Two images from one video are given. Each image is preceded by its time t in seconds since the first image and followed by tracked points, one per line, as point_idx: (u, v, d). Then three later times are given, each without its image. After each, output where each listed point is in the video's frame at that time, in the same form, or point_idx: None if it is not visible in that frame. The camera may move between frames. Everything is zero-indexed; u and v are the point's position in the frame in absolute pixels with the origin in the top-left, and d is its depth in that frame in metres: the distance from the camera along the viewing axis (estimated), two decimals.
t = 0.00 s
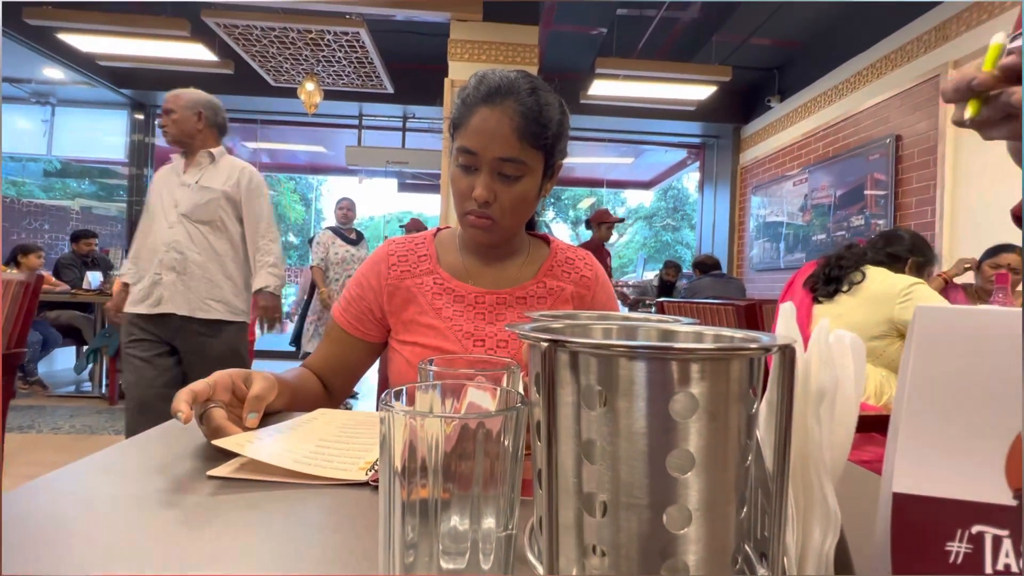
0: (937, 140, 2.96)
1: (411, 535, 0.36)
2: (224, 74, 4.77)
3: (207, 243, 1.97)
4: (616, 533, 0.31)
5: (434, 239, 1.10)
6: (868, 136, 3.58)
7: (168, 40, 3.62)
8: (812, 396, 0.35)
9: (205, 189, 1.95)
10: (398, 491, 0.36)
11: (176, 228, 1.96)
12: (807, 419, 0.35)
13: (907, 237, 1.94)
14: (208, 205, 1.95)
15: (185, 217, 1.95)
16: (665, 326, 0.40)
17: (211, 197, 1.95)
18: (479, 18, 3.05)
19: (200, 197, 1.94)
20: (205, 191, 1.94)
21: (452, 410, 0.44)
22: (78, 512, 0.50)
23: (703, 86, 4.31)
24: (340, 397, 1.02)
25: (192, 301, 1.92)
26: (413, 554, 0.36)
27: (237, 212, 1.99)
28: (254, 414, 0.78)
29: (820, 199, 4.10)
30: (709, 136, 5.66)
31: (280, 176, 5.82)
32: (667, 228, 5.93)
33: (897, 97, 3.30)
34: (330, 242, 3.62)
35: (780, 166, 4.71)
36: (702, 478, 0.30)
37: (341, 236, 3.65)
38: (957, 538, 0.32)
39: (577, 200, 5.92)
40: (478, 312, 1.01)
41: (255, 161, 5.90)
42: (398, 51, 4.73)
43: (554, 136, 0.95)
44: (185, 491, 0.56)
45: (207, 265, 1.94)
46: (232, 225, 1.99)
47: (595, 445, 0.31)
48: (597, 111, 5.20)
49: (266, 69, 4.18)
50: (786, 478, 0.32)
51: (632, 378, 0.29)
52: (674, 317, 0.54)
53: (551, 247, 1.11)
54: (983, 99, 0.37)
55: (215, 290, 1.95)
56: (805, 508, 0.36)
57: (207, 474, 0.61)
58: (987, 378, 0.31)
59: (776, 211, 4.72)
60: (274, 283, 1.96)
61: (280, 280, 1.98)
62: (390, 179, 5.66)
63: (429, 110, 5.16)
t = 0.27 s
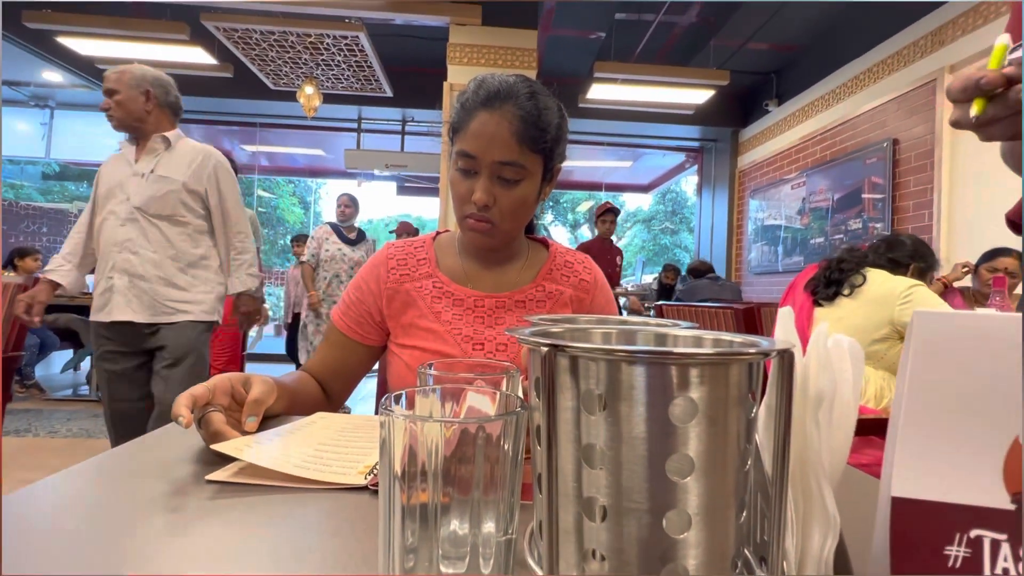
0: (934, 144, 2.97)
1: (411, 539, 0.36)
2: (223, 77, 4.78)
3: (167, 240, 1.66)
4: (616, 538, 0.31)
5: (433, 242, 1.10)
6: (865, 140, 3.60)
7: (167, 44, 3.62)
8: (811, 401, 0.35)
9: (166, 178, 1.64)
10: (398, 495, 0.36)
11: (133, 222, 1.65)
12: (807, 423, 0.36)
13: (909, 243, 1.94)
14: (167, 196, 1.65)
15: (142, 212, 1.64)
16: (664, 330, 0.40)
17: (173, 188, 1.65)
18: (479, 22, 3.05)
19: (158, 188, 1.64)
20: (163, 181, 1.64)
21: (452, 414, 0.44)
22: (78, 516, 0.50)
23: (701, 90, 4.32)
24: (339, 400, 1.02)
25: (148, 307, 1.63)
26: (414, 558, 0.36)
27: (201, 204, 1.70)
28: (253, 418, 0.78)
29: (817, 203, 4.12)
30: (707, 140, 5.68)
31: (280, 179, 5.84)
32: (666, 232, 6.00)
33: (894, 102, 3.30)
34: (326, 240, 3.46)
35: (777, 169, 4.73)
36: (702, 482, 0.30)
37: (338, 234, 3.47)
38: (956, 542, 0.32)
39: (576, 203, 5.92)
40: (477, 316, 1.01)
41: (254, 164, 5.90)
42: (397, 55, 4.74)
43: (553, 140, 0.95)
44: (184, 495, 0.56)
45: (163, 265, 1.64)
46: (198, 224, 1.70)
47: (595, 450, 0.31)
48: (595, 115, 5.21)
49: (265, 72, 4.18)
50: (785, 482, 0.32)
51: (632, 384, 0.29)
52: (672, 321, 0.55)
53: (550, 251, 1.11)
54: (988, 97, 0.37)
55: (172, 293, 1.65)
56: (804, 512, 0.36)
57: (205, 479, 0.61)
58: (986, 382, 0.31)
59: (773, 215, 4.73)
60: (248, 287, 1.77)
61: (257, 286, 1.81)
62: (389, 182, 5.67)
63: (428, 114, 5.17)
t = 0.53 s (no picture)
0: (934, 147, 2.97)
1: (413, 542, 0.36)
2: (223, 78, 4.78)
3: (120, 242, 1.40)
4: (619, 541, 0.31)
5: (434, 243, 1.10)
6: (865, 142, 3.60)
7: (167, 43, 3.61)
8: (813, 404, 0.35)
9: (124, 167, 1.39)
10: (400, 498, 0.36)
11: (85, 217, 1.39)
12: (809, 426, 0.36)
13: (910, 244, 1.95)
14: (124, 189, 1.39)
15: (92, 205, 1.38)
16: (666, 333, 0.40)
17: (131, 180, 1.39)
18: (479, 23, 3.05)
19: (115, 178, 1.39)
20: (118, 171, 1.39)
21: (453, 416, 0.44)
22: (80, 516, 0.50)
23: (702, 91, 4.32)
24: (339, 402, 1.02)
25: (95, 317, 1.40)
26: (415, 561, 0.36)
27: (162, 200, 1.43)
28: (253, 419, 0.78)
29: (817, 204, 4.12)
30: (707, 142, 5.67)
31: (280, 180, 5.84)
32: (666, 233, 6.04)
33: (894, 104, 3.31)
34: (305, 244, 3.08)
35: (778, 171, 4.73)
36: (705, 485, 0.30)
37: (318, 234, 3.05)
38: (959, 546, 0.32)
39: (576, 204, 5.93)
40: (478, 317, 1.01)
41: (254, 165, 5.90)
42: (397, 56, 4.75)
43: (555, 142, 0.95)
44: (184, 496, 0.56)
45: (107, 269, 1.40)
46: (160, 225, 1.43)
47: (598, 453, 0.31)
48: (596, 117, 5.21)
49: (265, 73, 4.18)
50: (787, 485, 0.32)
51: (634, 386, 0.29)
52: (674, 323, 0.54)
53: (551, 252, 1.11)
54: (960, 105, 0.38)
55: (119, 302, 1.41)
56: (807, 515, 0.36)
57: (205, 480, 0.61)
58: (987, 386, 0.31)
59: (773, 217, 4.74)
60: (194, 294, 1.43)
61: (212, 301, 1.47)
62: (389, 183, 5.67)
63: (428, 115, 5.17)
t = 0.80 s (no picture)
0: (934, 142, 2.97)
1: (411, 534, 0.36)
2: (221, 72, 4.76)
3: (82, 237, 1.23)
4: (615, 534, 0.31)
5: (433, 238, 1.10)
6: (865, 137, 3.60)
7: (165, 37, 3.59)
8: (808, 397, 0.36)
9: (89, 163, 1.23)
10: (399, 491, 0.36)
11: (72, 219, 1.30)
12: (804, 419, 0.36)
13: (910, 238, 1.96)
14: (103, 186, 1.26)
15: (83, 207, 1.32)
16: (664, 327, 0.40)
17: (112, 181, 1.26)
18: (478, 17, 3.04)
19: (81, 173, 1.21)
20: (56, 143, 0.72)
21: (451, 410, 0.44)
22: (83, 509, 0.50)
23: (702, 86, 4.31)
24: (339, 396, 1.03)
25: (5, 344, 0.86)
26: (413, 553, 0.36)
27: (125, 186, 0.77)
28: (253, 413, 0.79)
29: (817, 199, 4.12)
30: (707, 137, 5.63)
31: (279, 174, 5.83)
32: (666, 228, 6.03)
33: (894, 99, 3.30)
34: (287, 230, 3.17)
35: (777, 166, 4.73)
36: (700, 478, 0.30)
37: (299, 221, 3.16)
38: (950, 538, 0.33)
39: (575, 199, 5.94)
40: (477, 312, 1.02)
41: (253, 159, 5.88)
42: (397, 50, 4.73)
43: (553, 136, 0.95)
44: (185, 489, 0.57)
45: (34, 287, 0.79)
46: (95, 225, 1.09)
47: (594, 446, 0.31)
48: (595, 111, 5.19)
49: (264, 67, 4.17)
50: (781, 478, 0.33)
51: (630, 380, 0.29)
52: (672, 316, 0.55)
53: (550, 247, 1.11)
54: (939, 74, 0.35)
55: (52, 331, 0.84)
56: (802, 508, 0.36)
57: (206, 474, 0.61)
58: (981, 380, 0.31)
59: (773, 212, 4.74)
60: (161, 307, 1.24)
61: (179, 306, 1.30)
62: (388, 177, 5.67)
63: (428, 109, 5.16)
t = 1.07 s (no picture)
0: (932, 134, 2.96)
1: (407, 524, 0.36)
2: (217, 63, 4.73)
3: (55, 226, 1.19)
4: (609, 522, 0.31)
5: (430, 230, 1.10)
6: (863, 129, 3.59)
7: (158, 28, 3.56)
8: (802, 388, 0.36)
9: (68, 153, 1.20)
10: (395, 482, 0.36)
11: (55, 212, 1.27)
12: (797, 410, 0.36)
13: (905, 229, 1.96)
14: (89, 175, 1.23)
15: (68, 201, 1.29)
16: (658, 318, 0.40)
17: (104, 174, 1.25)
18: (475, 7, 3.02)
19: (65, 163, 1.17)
20: None
21: (448, 400, 0.44)
22: (82, 501, 0.50)
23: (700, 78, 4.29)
24: (337, 388, 1.03)
25: None
26: (409, 543, 0.36)
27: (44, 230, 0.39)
28: (251, 406, 0.79)
29: (815, 192, 4.13)
30: (705, 129, 5.63)
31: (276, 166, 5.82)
32: (664, 221, 6.07)
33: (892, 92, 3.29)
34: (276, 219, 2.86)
35: (776, 158, 4.72)
36: (694, 467, 0.31)
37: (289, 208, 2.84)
38: (941, 526, 0.33)
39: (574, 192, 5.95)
40: (475, 303, 1.02)
41: (249, 151, 5.86)
42: (393, 41, 4.70)
43: (549, 128, 0.95)
44: (183, 480, 0.57)
45: None
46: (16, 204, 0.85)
47: (589, 436, 0.31)
48: (593, 103, 5.17)
49: (259, 57, 4.14)
50: (775, 468, 0.33)
51: (625, 370, 0.30)
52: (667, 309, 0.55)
53: (547, 239, 1.11)
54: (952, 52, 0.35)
55: None
56: (795, 497, 0.37)
57: (203, 465, 0.61)
58: (976, 368, 0.31)
59: (771, 204, 4.74)
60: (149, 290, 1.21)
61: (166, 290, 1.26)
62: (385, 170, 5.65)
63: (425, 101, 5.14)
